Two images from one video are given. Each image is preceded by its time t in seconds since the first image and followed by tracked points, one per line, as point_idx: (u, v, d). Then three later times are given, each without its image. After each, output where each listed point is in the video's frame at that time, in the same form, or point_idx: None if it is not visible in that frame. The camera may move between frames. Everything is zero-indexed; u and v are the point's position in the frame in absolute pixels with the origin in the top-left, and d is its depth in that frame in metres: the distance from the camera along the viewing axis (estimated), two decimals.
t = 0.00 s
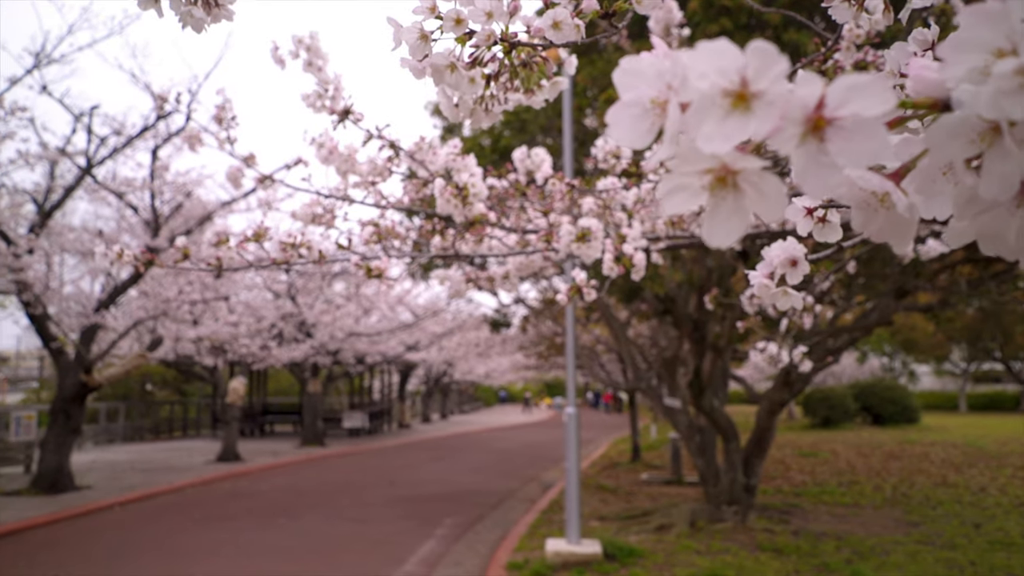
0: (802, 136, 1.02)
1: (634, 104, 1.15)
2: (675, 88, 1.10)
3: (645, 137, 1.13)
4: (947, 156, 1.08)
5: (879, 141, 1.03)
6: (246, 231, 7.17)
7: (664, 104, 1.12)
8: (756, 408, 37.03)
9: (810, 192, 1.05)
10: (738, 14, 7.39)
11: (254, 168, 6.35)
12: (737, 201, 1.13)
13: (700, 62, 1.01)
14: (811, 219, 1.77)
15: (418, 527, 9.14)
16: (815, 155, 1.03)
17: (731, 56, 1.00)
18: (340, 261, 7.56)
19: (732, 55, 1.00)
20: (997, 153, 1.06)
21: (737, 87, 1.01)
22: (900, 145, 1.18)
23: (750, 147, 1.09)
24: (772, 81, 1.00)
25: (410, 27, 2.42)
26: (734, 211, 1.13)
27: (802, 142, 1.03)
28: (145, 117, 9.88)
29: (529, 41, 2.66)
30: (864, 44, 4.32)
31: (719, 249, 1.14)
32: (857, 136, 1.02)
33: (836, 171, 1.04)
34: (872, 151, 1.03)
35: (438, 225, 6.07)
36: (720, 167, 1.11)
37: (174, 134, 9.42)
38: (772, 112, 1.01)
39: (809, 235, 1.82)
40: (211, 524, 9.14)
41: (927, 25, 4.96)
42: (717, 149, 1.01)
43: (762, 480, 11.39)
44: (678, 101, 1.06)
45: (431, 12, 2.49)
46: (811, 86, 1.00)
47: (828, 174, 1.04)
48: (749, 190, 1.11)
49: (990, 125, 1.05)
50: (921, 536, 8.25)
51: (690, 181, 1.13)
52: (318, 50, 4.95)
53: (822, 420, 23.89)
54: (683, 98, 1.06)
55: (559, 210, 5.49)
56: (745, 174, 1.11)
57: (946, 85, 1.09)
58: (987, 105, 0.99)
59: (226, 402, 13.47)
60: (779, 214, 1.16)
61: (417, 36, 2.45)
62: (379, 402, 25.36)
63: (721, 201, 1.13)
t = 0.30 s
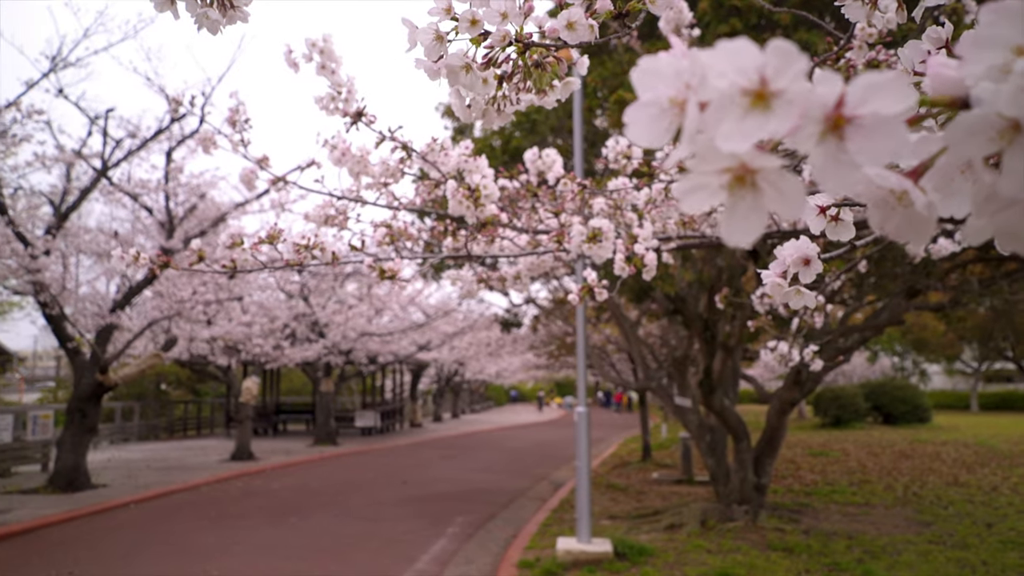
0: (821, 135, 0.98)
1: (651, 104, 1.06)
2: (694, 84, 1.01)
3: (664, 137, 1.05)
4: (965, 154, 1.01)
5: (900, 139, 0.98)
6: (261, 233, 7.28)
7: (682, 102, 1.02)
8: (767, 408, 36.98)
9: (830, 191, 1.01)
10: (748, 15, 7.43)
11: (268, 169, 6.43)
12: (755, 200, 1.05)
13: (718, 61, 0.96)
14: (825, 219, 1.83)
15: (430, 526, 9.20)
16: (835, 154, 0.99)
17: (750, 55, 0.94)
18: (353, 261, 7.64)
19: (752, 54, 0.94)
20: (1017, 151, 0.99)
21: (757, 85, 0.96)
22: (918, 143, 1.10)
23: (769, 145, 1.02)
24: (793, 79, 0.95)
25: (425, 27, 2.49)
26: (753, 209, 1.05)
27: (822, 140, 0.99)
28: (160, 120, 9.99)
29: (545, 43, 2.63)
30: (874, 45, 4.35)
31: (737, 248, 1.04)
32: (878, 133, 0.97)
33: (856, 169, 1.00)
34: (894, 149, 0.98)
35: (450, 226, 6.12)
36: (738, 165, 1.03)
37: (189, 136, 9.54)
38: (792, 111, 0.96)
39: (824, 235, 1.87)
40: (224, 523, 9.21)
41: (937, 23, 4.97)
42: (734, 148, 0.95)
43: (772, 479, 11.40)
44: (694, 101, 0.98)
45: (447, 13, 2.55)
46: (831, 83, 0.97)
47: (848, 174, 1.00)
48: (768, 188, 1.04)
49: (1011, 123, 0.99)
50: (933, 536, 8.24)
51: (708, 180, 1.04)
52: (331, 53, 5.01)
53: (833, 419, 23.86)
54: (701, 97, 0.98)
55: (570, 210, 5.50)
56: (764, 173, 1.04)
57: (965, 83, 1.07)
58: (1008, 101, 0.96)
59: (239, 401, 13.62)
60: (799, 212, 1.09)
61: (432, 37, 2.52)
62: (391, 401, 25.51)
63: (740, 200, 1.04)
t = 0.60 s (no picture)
0: (832, 134, 0.95)
1: (660, 104, 1.00)
2: (704, 84, 0.96)
3: (676, 137, 0.98)
4: (977, 153, 0.98)
5: (911, 138, 0.94)
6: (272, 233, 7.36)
7: (693, 103, 0.97)
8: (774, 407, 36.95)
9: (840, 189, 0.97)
10: (755, 15, 7.47)
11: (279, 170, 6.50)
12: (766, 198, 1.03)
13: (728, 59, 0.92)
14: (834, 218, 1.93)
15: (440, 525, 9.27)
16: (846, 152, 0.96)
17: (760, 55, 0.91)
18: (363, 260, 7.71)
19: (762, 54, 0.91)
20: None
21: (767, 85, 0.93)
22: (928, 142, 1.03)
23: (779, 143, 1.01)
24: (802, 78, 0.92)
25: (434, 27, 2.53)
26: (764, 209, 1.03)
27: (832, 139, 0.95)
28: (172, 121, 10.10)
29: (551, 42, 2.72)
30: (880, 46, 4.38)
31: (748, 248, 1.04)
32: (888, 132, 0.94)
33: (865, 168, 0.97)
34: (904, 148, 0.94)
35: (459, 226, 6.18)
36: (749, 162, 1.01)
37: (201, 138, 9.65)
38: (802, 110, 0.93)
39: (833, 234, 1.96)
40: (235, 521, 9.30)
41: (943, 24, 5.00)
42: (744, 148, 0.93)
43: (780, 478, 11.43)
44: (704, 101, 0.94)
45: (454, 13, 2.58)
46: (841, 82, 0.93)
47: (858, 172, 0.97)
48: (779, 187, 1.02)
49: None
50: (941, 535, 8.26)
51: (719, 180, 1.01)
52: (341, 55, 5.08)
53: (841, 419, 23.85)
54: (711, 96, 0.94)
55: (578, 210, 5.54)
56: (774, 172, 1.02)
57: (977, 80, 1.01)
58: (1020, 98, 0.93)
59: (251, 400, 13.75)
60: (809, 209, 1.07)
61: (440, 35, 2.54)
62: (400, 400, 25.65)
63: (750, 199, 1.03)
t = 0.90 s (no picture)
0: (851, 123, 0.91)
1: (677, 94, 0.97)
2: (720, 75, 0.92)
3: (695, 126, 0.96)
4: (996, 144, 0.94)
5: (932, 128, 0.89)
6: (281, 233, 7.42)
7: (710, 93, 0.94)
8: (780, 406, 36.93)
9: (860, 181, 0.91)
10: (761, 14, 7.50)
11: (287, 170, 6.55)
12: (783, 189, 0.95)
13: (746, 47, 0.87)
14: (845, 215, 2.09)
15: (447, 523, 9.31)
16: (865, 141, 0.91)
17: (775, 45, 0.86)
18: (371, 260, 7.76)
19: (780, 42, 0.86)
20: None
21: (784, 74, 0.88)
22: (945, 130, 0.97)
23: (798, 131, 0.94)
24: (821, 67, 0.87)
25: (444, 25, 2.52)
26: (780, 200, 0.95)
27: (851, 129, 0.91)
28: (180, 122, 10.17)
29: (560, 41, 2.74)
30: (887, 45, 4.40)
31: (765, 238, 0.95)
32: (907, 123, 0.89)
33: (886, 158, 0.91)
34: (926, 137, 0.89)
35: (466, 225, 6.21)
36: (763, 152, 0.94)
37: (209, 138, 9.71)
38: (822, 99, 0.88)
39: (844, 230, 2.11)
40: (243, 519, 9.35)
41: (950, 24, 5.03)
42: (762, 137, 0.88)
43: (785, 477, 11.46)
44: (720, 91, 0.90)
45: (464, 12, 2.60)
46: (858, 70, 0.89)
47: (879, 162, 0.91)
48: (797, 178, 0.94)
49: None
50: (948, 534, 8.27)
51: (734, 171, 0.94)
52: (348, 55, 5.12)
53: (847, 418, 23.85)
54: (727, 86, 0.90)
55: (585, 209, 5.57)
56: (792, 162, 0.94)
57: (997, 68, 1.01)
58: None
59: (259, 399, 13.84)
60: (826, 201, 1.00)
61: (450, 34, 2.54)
62: (406, 399, 25.73)
63: (767, 190, 0.95)
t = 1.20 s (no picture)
0: (874, 109, 0.86)
1: (695, 82, 0.93)
2: (741, 60, 0.89)
3: (714, 110, 0.93)
4: None
5: (958, 113, 0.85)
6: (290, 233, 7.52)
7: (730, 81, 0.90)
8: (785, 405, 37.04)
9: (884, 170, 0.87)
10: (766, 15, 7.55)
11: (296, 170, 6.63)
12: (807, 175, 0.96)
13: (767, 31, 0.85)
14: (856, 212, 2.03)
15: (454, 522, 9.38)
16: (889, 128, 0.86)
17: (798, 28, 0.83)
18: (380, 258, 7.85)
19: (801, 26, 0.83)
20: None
21: (807, 60, 0.85)
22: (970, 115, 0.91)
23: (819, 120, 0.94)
24: (846, 50, 0.84)
25: (452, 22, 2.47)
26: (802, 186, 0.97)
27: (875, 114, 0.86)
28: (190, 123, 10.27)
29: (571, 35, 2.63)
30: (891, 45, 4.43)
31: (786, 224, 0.99)
32: (933, 107, 0.85)
33: (911, 145, 0.86)
34: (953, 121, 0.84)
35: (473, 225, 6.28)
36: (787, 139, 0.94)
37: (218, 140, 9.81)
38: (845, 84, 0.85)
39: (854, 226, 2.07)
40: (251, 517, 9.44)
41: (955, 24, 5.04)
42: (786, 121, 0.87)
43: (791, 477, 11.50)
44: (740, 77, 0.89)
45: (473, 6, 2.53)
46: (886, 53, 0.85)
47: (902, 149, 0.86)
48: (819, 165, 0.95)
49: None
50: (953, 533, 8.30)
51: (756, 159, 0.95)
52: (357, 56, 5.20)
53: (852, 418, 23.87)
54: (749, 71, 0.88)
55: (592, 209, 5.62)
56: (814, 149, 0.95)
57: None
58: None
59: (267, 398, 13.96)
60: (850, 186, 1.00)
61: (459, 30, 2.51)
62: (413, 398, 25.86)
63: (789, 176, 0.97)
